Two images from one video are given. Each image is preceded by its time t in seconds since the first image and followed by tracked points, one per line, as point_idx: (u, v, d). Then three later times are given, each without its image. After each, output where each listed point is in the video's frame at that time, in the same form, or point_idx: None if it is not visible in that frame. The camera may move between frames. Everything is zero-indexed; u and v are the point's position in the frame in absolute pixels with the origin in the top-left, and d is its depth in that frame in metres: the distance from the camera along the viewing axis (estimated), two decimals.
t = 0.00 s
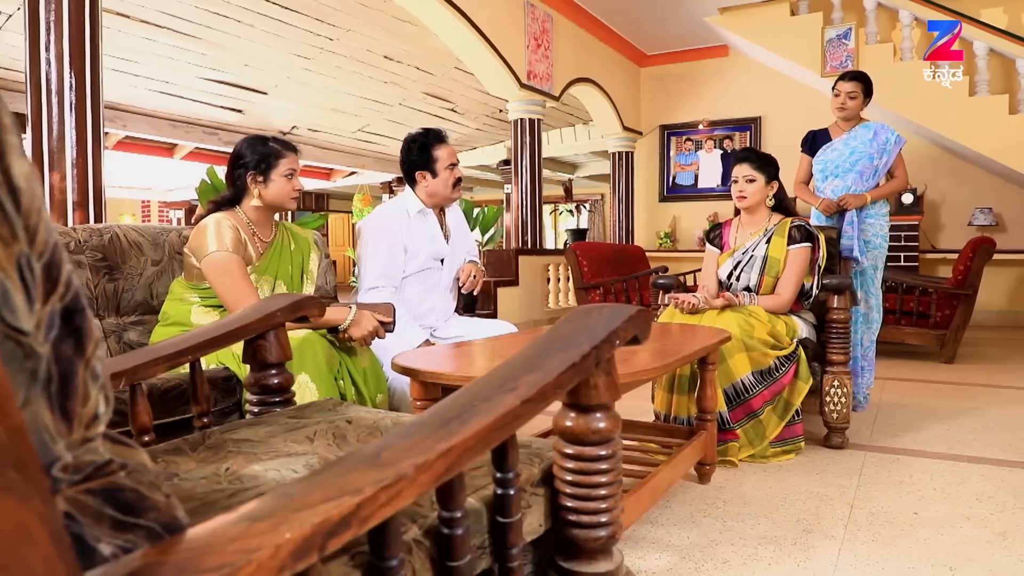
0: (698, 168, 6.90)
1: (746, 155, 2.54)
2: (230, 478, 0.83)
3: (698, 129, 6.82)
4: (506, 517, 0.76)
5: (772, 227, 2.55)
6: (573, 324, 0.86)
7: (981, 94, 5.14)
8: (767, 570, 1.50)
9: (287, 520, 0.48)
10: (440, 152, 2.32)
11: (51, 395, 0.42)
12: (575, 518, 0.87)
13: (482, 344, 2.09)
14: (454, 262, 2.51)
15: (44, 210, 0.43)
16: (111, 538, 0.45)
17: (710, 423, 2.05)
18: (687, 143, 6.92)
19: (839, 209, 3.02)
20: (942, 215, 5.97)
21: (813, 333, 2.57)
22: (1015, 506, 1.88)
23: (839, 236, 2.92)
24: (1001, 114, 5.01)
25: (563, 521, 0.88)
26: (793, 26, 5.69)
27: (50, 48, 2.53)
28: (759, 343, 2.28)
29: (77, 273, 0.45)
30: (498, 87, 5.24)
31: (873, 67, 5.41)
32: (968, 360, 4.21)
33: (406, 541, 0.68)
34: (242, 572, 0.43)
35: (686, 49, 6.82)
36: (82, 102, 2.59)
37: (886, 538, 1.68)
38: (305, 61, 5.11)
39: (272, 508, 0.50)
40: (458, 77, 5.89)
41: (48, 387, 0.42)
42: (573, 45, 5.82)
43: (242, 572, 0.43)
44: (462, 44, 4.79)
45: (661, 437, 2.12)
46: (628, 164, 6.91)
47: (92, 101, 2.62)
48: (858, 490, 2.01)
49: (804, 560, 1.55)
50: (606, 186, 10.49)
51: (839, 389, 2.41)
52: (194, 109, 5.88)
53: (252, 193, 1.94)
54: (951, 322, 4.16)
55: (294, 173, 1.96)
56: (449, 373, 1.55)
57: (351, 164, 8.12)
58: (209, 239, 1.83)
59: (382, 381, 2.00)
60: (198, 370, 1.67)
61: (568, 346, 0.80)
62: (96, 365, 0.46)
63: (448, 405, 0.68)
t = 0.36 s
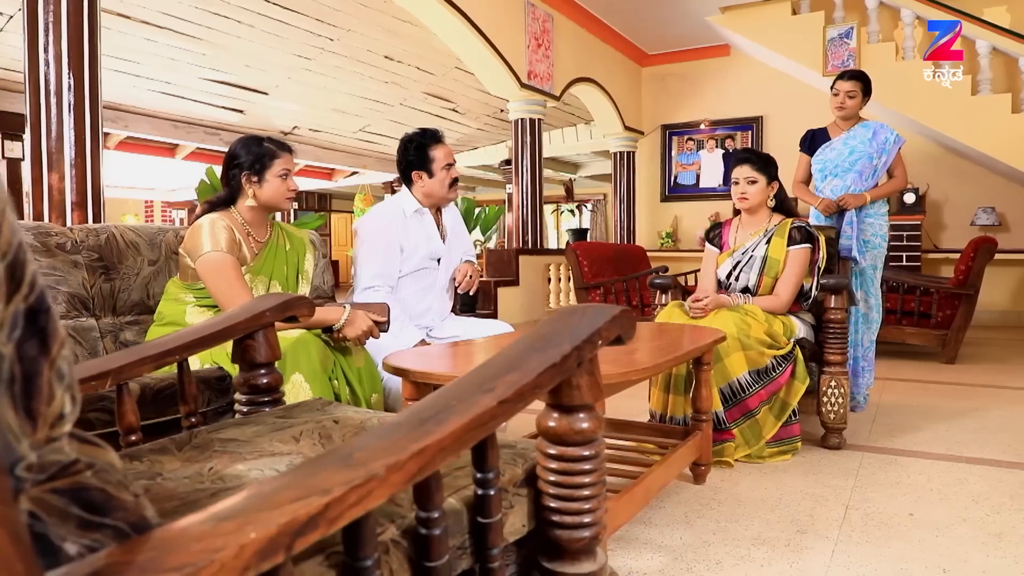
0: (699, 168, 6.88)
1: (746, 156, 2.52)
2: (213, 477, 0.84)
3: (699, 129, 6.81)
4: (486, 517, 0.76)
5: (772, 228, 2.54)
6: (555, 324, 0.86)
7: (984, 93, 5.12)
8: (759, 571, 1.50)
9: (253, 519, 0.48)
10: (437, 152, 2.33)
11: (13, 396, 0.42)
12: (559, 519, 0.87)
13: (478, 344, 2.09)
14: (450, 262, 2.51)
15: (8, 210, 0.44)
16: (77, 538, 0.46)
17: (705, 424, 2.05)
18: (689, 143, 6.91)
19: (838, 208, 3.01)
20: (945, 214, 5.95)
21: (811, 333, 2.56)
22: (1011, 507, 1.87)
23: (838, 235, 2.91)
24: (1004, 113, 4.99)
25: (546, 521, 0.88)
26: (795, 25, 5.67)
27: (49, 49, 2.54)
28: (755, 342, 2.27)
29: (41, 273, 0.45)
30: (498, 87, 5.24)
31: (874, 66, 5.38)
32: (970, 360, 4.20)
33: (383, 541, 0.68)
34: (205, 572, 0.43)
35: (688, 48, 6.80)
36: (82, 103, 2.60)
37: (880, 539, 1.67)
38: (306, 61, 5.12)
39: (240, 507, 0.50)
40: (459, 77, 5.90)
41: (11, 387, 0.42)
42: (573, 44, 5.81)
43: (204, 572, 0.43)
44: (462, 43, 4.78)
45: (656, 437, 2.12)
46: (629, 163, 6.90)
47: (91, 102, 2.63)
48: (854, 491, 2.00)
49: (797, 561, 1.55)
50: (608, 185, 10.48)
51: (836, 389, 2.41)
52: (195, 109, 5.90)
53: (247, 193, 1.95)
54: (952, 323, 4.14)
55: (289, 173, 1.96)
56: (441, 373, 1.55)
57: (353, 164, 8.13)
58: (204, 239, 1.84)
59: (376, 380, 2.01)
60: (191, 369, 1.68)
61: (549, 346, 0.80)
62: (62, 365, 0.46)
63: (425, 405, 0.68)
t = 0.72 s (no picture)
0: (702, 168, 6.87)
1: (740, 157, 2.51)
2: (197, 477, 0.84)
3: (702, 129, 6.79)
4: (467, 518, 0.76)
5: (766, 229, 2.53)
6: (539, 325, 0.86)
7: (987, 92, 5.09)
8: (751, 573, 1.50)
9: (221, 520, 0.48)
10: (434, 153, 2.33)
11: None
12: (542, 520, 0.87)
13: (474, 345, 2.08)
14: (447, 263, 2.51)
15: None
16: (44, 537, 0.46)
17: (701, 425, 2.04)
18: (692, 143, 6.89)
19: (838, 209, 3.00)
20: (949, 214, 5.92)
21: (809, 334, 2.55)
22: (1009, 510, 1.86)
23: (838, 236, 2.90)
24: (1008, 113, 4.96)
25: (530, 523, 0.88)
26: (798, 25, 5.65)
27: (50, 51, 2.55)
28: (753, 344, 2.26)
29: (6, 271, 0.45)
30: (500, 87, 5.23)
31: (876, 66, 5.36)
32: (972, 361, 4.17)
33: (360, 542, 0.68)
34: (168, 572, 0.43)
35: (691, 48, 6.79)
36: (82, 104, 2.61)
37: (876, 542, 1.67)
38: (308, 63, 5.13)
39: (208, 507, 0.50)
40: (461, 77, 5.90)
41: None
42: (575, 45, 5.80)
43: (167, 573, 0.44)
44: (464, 45, 4.79)
45: (654, 439, 2.11)
46: (632, 164, 6.89)
47: (91, 103, 2.64)
48: (851, 493, 2.00)
49: (791, 563, 1.55)
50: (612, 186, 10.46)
51: (835, 391, 2.40)
52: (198, 111, 5.92)
53: (243, 194, 1.95)
54: (955, 323, 4.12)
55: (285, 175, 1.97)
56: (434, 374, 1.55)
57: (356, 164, 8.14)
58: (200, 240, 1.85)
59: (373, 381, 2.02)
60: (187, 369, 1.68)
61: (531, 347, 0.80)
62: (27, 365, 0.46)
63: (401, 406, 0.68)
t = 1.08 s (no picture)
0: (706, 169, 6.85)
1: (732, 159, 2.50)
2: (183, 478, 0.84)
3: (706, 130, 6.77)
4: (450, 520, 0.76)
5: (757, 231, 2.52)
6: (524, 327, 0.86)
7: (992, 92, 5.06)
8: None
9: (191, 521, 0.49)
10: (434, 155, 2.33)
11: None
12: (528, 523, 0.87)
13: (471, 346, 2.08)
14: (445, 265, 2.51)
15: None
16: (13, 538, 0.45)
17: (699, 427, 2.04)
18: (696, 144, 6.87)
19: (840, 210, 2.98)
20: (955, 215, 5.89)
21: (809, 336, 2.54)
22: (1009, 513, 1.85)
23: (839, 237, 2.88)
24: (1013, 113, 4.92)
25: (516, 525, 0.88)
26: (802, 25, 5.63)
27: (52, 54, 2.57)
28: (752, 347, 2.25)
29: None
30: (503, 88, 5.23)
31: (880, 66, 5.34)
32: (977, 363, 4.15)
33: (340, 544, 0.68)
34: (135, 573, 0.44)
35: (694, 49, 6.78)
36: (84, 106, 2.62)
37: (873, 545, 1.66)
38: (311, 65, 5.14)
39: (179, 508, 0.50)
40: (465, 79, 5.91)
41: None
42: (578, 46, 5.80)
43: (134, 573, 0.44)
44: (467, 47, 4.80)
45: (652, 441, 2.10)
46: (636, 165, 6.88)
47: (93, 105, 2.66)
48: (850, 495, 1.99)
49: (787, 566, 1.54)
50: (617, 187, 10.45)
51: (835, 393, 2.39)
52: (202, 113, 5.94)
53: (241, 196, 1.96)
54: (959, 325, 4.10)
55: (282, 177, 1.97)
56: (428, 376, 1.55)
57: (360, 166, 8.15)
58: (197, 242, 1.85)
59: (370, 383, 2.01)
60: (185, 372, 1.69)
61: (514, 349, 0.80)
62: None
63: (382, 408, 0.69)
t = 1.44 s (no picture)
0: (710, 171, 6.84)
1: (726, 163, 2.49)
2: (172, 480, 0.84)
3: (710, 132, 6.76)
4: (436, 523, 0.76)
5: (753, 235, 2.51)
6: (513, 329, 0.86)
7: (998, 93, 5.02)
8: None
9: (166, 525, 0.49)
10: (434, 158, 2.33)
11: None
12: (517, 526, 0.87)
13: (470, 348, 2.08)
14: (446, 268, 2.51)
15: None
16: None
17: (699, 430, 2.04)
18: (700, 146, 6.86)
19: (843, 212, 2.97)
20: (960, 217, 5.86)
21: (810, 339, 2.53)
22: (1010, 517, 1.83)
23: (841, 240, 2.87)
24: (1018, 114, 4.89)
25: (505, 528, 0.88)
26: (807, 26, 5.60)
27: (55, 58, 2.58)
28: (751, 351, 2.25)
29: None
30: (506, 90, 5.23)
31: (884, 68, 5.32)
32: (982, 366, 4.12)
33: (323, 547, 0.68)
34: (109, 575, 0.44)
35: (699, 51, 6.76)
36: (87, 110, 2.64)
37: (872, 550, 1.65)
38: (315, 67, 5.16)
39: (156, 511, 0.51)
40: (469, 81, 5.91)
41: None
42: (582, 48, 5.80)
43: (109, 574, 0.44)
44: (471, 50, 4.81)
45: (651, 444, 2.10)
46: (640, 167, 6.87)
47: (96, 109, 2.67)
48: (850, 499, 1.98)
49: (784, 570, 1.53)
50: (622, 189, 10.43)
51: (836, 396, 2.38)
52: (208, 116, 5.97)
53: (241, 199, 1.97)
54: (964, 328, 4.07)
55: (282, 180, 1.98)
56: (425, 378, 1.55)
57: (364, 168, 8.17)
58: (197, 244, 1.86)
59: (368, 386, 2.02)
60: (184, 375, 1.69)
61: (502, 351, 0.79)
62: None
63: (366, 410, 0.69)
